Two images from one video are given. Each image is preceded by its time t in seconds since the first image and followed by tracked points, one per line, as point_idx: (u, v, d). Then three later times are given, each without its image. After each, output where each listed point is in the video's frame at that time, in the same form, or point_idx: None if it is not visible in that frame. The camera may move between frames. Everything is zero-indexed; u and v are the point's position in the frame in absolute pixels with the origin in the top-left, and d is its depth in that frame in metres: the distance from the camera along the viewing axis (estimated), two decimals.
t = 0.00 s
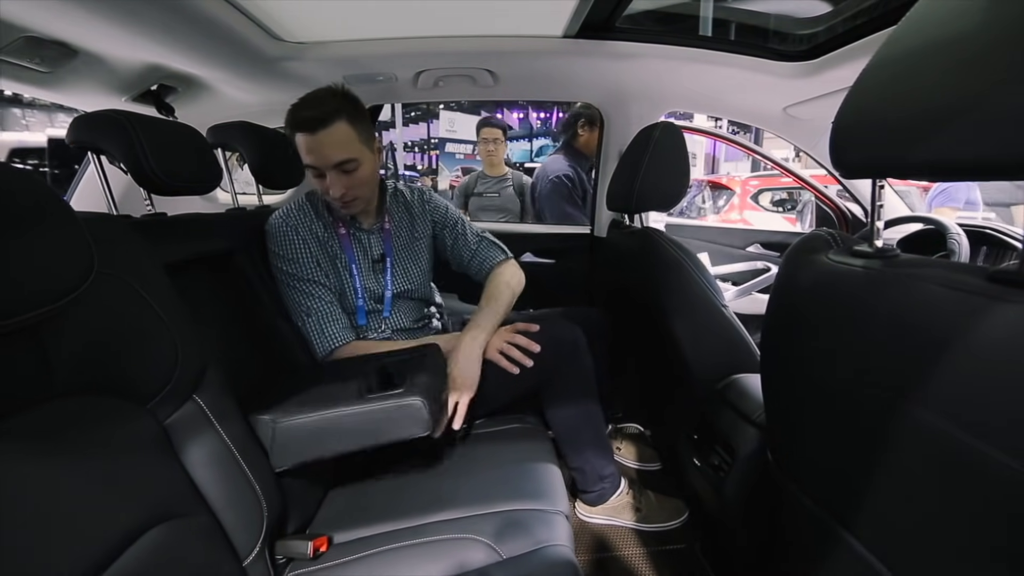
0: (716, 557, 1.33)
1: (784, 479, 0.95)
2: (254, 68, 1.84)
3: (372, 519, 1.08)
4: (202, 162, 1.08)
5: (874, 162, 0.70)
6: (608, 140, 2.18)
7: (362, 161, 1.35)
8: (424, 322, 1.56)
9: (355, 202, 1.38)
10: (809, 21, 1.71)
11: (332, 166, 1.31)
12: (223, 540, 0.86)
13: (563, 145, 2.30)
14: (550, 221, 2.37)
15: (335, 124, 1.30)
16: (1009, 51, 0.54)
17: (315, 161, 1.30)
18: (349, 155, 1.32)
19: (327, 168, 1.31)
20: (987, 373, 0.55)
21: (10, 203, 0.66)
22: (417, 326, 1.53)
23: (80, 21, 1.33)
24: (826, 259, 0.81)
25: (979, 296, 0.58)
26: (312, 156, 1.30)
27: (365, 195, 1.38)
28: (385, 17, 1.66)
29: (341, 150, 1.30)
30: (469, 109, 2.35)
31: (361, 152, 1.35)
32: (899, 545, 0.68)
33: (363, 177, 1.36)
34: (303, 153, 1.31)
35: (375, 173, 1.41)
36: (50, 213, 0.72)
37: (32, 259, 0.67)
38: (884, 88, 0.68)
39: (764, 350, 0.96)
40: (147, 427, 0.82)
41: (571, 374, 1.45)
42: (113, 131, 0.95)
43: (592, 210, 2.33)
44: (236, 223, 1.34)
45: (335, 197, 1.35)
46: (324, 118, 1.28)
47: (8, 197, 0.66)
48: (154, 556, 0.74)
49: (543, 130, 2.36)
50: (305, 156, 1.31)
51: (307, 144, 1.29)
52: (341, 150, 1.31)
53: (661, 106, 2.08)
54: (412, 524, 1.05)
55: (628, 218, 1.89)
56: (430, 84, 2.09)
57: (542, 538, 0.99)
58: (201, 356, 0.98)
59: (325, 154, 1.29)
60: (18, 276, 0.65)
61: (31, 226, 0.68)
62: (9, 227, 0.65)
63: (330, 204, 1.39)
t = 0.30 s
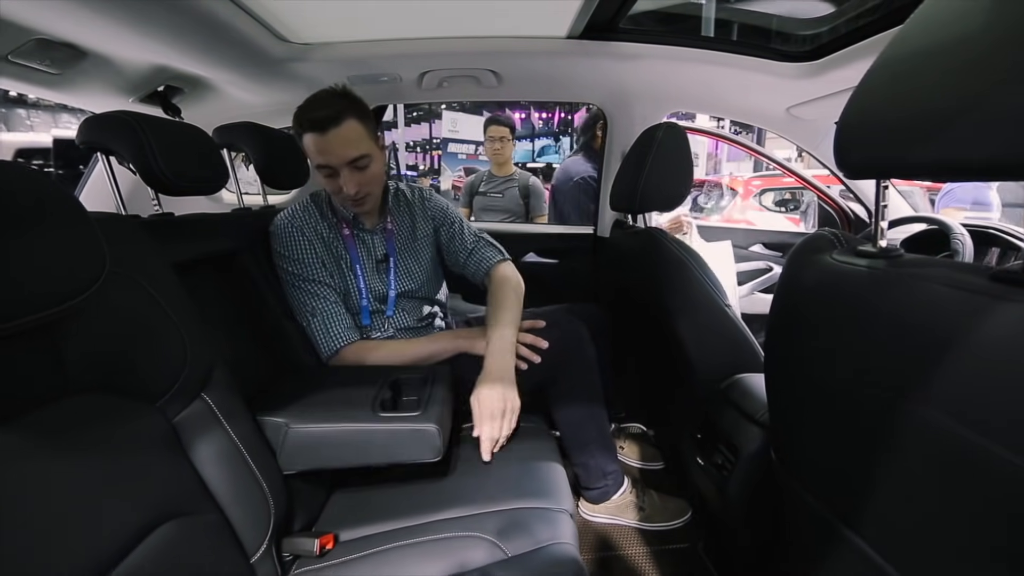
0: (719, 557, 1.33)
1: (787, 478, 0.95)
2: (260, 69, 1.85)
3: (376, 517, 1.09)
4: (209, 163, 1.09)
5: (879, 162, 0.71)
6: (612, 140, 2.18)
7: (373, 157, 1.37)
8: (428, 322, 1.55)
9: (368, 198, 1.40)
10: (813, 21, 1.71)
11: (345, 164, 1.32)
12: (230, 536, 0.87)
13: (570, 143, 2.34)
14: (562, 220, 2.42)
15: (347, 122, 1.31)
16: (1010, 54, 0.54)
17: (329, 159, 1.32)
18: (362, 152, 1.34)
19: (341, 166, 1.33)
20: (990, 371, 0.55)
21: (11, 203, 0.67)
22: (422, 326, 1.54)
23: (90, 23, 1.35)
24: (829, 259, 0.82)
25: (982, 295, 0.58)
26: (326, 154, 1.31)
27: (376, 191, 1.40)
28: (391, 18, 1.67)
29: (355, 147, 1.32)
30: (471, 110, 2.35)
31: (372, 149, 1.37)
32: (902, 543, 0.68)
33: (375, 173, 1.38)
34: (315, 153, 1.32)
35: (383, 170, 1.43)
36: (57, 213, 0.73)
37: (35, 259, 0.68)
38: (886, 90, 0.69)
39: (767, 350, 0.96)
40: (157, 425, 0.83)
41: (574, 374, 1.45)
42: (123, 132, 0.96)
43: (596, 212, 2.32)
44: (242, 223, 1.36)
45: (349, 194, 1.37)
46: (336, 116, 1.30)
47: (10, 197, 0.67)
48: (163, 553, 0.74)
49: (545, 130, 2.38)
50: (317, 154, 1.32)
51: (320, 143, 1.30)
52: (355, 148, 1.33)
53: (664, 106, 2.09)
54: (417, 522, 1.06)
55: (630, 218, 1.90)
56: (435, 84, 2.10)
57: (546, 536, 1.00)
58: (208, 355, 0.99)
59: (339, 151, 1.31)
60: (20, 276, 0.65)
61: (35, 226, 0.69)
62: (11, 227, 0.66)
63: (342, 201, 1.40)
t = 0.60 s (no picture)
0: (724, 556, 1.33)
1: (792, 476, 0.95)
2: (266, 70, 1.86)
3: (383, 515, 1.10)
4: (218, 164, 1.10)
5: (884, 163, 0.71)
6: (616, 140, 2.18)
7: (384, 159, 1.38)
8: (433, 322, 1.56)
9: (377, 199, 1.41)
10: (815, 23, 1.69)
11: (357, 164, 1.33)
12: (239, 532, 0.87)
13: (573, 143, 2.39)
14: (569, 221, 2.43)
15: (360, 124, 1.32)
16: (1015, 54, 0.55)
17: (340, 159, 1.32)
18: (373, 154, 1.35)
19: (352, 166, 1.33)
20: (994, 370, 0.56)
21: (23, 204, 0.67)
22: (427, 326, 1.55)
23: (100, 25, 1.36)
24: (834, 260, 0.82)
25: (986, 295, 0.59)
26: (339, 154, 1.31)
27: (385, 193, 1.41)
28: (397, 19, 1.68)
29: (367, 148, 1.33)
30: (475, 110, 2.36)
31: (384, 151, 1.38)
32: (907, 541, 0.69)
33: (385, 175, 1.39)
34: (328, 152, 1.32)
35: (393, 172, 1.44)
36: (68, 213, 0.73)
37: (45, 258, 0.68)
38: (891, 92, 0.69)
39: (772, 349, 0.97)
40: (169, 423, 0.84)
41: (578, 373, 1.46)
42: (134, 133, 0.97)
43: (599, 212, 2.32)
44: (250, 224, 1.37)
45: (360, 195, 1.38)
46: (350, 117, 1.30)
47: (12, 197, 0.67)
48: (176, 548, 0.75)
49: (549, 131, 2.43)
50: (329, 153, 1.32)
51: (332, 143, 1.31)
52: (366, 149, 1.33)
53: (669, 107, 2.09)
54: (423, 520, 1.07)
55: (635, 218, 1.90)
56: (440, 85, 2.11)
57: (552, 534, 1.00)
58: (216, 353, 1.00)
59: (351, 152, 1.32)
60: (31, 276, 0.66)
61: (46, 225, 0.70)
62: (27, 227, 0.67)
63: (351, 201, 1.41)
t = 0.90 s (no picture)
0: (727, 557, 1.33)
1: (796, 476, 0.95)
2: (270, 72, 1.87)
3: (386, 515, 1.10)
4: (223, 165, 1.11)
5: (889, 164, 0.71)
6: (618, 141, 2.18)
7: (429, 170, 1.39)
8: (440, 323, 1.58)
9: (410, 208, 1.41)
10: (816, 23, 1.68)
11: (406, 173, 1.32)
12: (244, 532, 0.88)
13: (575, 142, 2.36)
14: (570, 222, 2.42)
15: (418, 136, 1.32)
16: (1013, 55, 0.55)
17: (389, 163, 1.31)
18: (422, 166, 1.35)
19: (400, 174, 1.33)
20: (999, 370, 0.56)
21: (34, 206, 0.68)
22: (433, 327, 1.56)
23: (107, 27, 1.37)
24: (839, 260, 0.82)
25: (991, 296, 0.59)
26: (391, 158, 1.31)
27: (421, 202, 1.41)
28: (401, 20, 1.68)
29: (420, 160, 1.33)
30: (477, 110, 2.36)
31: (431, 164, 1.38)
32: (911, 541, 0.69)
33: (425, 186, 1.39)
34: (380, 152, 1.31)
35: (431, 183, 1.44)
36: (74, 213, 0.74)
37: (53, 260, 0.69)
38: (896, 93, 0.69)
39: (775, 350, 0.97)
40: (175, 422, 0.84)
41: (581, 373, 1.46)
42: (141, 134, 0.97)
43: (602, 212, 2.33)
44: (256, 225, 1.37)
45: (396, 201, 1.37)
46: (410, 127, 1.30)
47: (14, 195, 0.66)
48: (183, 547, 0.76)
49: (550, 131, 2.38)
50: (380, 156, 1.31)
51: (387, 147, 1.30)
52: (417, 159, 1.33)
53: (671, 108, 2.09)
54: (426, 520, 1.07)
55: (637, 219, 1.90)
56: (443, 86, 2.12)
57: (556, 535, 1.00)
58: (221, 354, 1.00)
59: (404, 160, 1.31)
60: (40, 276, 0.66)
61: (54, 225, 0.70)
62: (37, 229, 0.67)
63: (383, 202, 1.39)
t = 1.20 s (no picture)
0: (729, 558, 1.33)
1: (798, 479, 0.95)
2: (273, 72, 1.87)
3: (386, 515, 1.09)
4: (225, 165, 1.11)
5: (892, 162, 0.71)
6: (620, 143, 2.17)
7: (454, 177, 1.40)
8: (447, 326, 1.59)
9: (428, 210, 1.41)
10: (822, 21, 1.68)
11: (434, 177, 1.33)
12: (244, 532, 0.88)
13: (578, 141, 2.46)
14: (573, 222, 2.41)
15: (451, 143, 1.33)
16: (1016, 52, 0.54)
17: (419, 166, 1.31)
18: (449, 172, 1.36)
19: (429, 178, 1.33)
20: (1003, 371, 0.55)
21: (35, 205, 0.68)
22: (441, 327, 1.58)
23: (110, 28, 1.37)
24: (842, 260, 0.82)
25: (995, 295, 0.58)
26: (423, 163, 1.31)
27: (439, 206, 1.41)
28: (402, 20, 1.68)
29: (450, 167, 1.34)
30: (478, 111, 2.36)
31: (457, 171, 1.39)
32: (914, 544, 0.68)
33: (446, 191, 1.40)
34: (412, 156, 1.30)
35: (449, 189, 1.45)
36: (74, 212, 0.74)
37: (54, 258, 0.69)
38: (899, 92, 0.69)
39: (778, 350, 0.97)
40: (175, 422, 0.84)
41: (584, 374, 1.47)
42: (145, 133, 0.98)
43: (603, 212, 2.32)
44: (257, 225, 1.37)
45: (421, 204, 1.37)
46: (447, 134, 1.31)
47: (13, 193, 0.66)
48: (183, 545, 0.76)
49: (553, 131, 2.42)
50: (412, 157, 1.30)
51: (421, 149, 1.30)
52: (447, 167, 1.34)
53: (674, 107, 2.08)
54: (426, 521, 1.07)
55: (639, 219, 1.90)
56: (445, 86, 2.12)
57: (557, 535, 1.00)
58: (221, 353, 1.00)
59: (435, 165, 1.32)
60: (41, 274, 0.66)
61: (54, 224, 0.70)
62: (38, 229, 0.67)
63: (402, 201, 1.38)
